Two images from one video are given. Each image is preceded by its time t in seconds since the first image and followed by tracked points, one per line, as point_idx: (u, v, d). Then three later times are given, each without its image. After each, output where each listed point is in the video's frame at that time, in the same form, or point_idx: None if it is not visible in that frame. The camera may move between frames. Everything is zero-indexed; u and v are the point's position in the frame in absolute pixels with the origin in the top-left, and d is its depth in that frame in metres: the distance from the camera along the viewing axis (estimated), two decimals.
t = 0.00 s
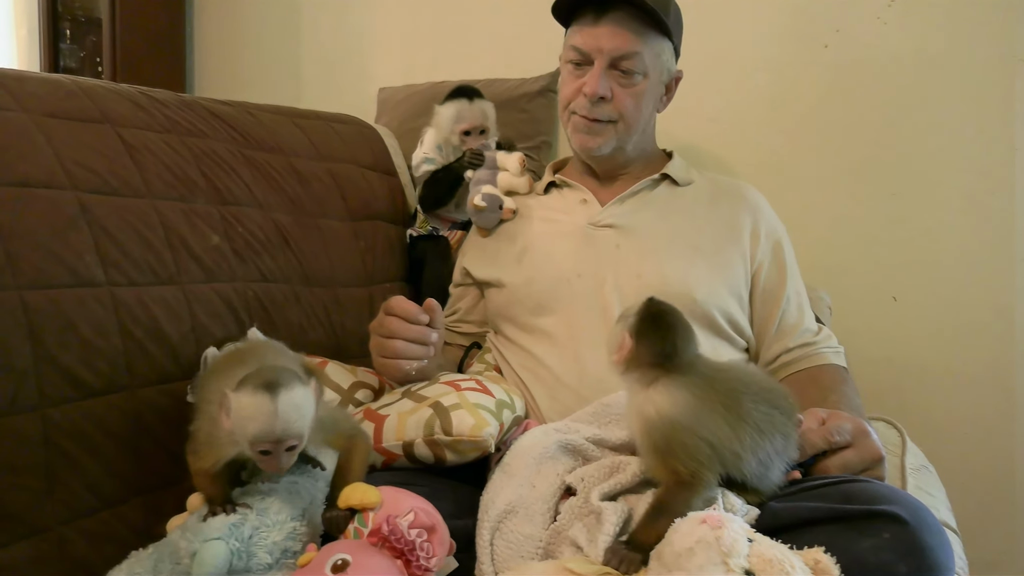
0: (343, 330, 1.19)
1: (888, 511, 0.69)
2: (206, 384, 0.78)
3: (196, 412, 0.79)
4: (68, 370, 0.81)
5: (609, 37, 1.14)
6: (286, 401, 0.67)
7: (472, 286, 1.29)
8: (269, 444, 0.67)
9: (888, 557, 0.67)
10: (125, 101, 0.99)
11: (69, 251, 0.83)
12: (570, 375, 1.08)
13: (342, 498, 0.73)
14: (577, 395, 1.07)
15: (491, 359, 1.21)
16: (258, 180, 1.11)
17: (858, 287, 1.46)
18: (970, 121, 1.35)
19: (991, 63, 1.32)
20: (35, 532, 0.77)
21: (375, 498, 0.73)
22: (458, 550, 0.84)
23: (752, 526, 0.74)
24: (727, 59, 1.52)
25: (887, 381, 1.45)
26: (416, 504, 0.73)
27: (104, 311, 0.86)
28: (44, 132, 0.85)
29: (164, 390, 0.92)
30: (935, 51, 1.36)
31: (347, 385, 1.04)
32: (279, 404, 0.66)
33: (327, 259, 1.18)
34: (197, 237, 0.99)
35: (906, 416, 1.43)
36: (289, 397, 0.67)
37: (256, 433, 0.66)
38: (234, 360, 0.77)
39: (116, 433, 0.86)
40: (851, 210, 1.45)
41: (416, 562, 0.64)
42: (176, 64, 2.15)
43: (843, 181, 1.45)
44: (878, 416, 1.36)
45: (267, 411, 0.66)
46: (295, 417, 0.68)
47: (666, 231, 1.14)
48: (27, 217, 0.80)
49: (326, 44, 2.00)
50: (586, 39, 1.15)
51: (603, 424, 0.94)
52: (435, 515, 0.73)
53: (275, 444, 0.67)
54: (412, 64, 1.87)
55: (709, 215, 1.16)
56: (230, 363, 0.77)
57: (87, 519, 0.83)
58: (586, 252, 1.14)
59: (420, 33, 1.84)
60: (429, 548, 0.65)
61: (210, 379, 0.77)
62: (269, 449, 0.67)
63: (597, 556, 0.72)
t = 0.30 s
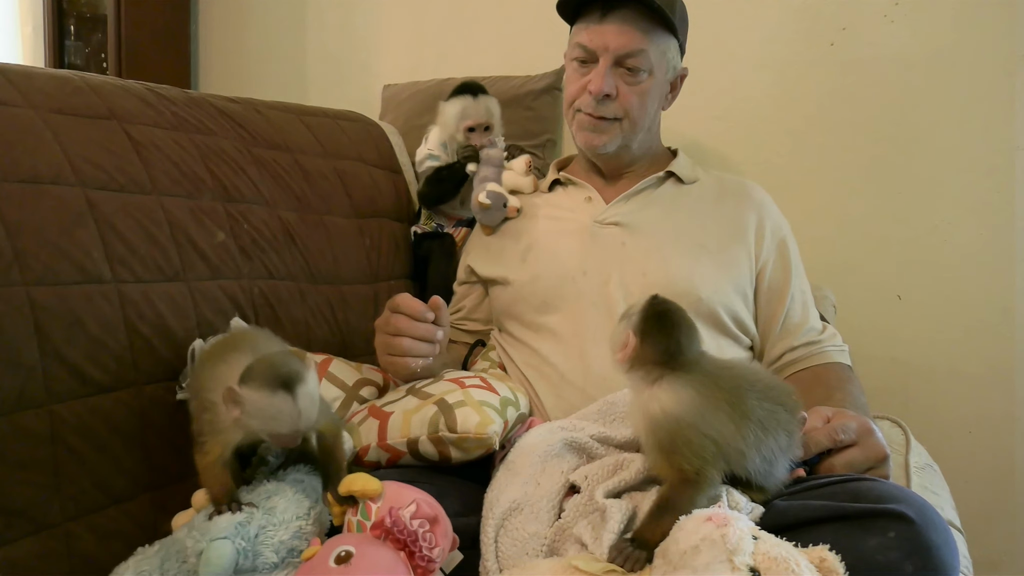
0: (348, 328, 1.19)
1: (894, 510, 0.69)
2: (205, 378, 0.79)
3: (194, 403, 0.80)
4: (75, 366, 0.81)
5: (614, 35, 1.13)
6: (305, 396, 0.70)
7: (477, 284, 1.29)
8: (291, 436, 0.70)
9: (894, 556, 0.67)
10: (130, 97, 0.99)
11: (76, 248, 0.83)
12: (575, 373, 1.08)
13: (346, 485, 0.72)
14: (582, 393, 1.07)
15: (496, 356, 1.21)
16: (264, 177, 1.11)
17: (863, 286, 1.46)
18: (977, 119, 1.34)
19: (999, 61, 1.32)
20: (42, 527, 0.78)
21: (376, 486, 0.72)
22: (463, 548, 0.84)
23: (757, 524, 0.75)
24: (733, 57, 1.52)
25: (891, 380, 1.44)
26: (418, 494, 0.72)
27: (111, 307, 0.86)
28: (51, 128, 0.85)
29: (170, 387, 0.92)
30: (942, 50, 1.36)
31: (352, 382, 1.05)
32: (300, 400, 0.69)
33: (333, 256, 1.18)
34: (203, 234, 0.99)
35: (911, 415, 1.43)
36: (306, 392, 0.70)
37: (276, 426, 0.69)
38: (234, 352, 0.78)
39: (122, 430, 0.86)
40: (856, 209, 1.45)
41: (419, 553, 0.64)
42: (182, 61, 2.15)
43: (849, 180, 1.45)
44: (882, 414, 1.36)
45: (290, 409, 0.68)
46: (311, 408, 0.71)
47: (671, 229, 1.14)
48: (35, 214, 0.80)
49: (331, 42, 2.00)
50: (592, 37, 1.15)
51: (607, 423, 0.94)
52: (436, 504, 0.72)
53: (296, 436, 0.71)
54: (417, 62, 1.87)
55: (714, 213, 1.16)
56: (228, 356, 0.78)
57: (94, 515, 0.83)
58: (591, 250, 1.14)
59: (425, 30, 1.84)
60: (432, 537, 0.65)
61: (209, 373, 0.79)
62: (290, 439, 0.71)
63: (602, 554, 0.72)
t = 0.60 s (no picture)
0: (350, 327, 1.19)
1: (895, 511, 0.69)
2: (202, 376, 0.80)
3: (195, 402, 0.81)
4: (78, 364, 0.82)
5: (617, 35, 1.13)
6: (302, 396, 0.72)
7: (479, 283, 1.29)
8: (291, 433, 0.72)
9: (895, 555, 0.67)
10: (135, 96, 0.99)
11: (80, 246, 0.84)
12: (576, 373, 1.08)
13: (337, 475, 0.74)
14: (582, 393, 1.07)
15: (497, 355, 1.21)
16: (267, 176, 1.11)
17: (864, 288, 1.46)
18: (979, 121, 1.34)
19: (1000, 63, 1.32)
20: (45, 524, 0.78)
21: (362, 474, 0.74)
22: (463, 546, 0.85)
23: (758, 525, 0.75)
24: (735, 58, 1.52)
25: (891, 381, 1.45)
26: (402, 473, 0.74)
27: (114, 305, 0.86)
28: (55, 126, 0.86)
29: (173, 385, 0.92)
30: (943, 51, 1.36)
31: (354, 381, 1.05)
32: (298, 401, 0.71)
33: (335, 255, 1.18)
34: (206, 232, 0.99)
35: (912, 416, 1.43)
36: (303, 392, 0.72)
37: (277, 422, 0.70)
38: (230, 350, 0.79)
39: (125, 428, 0.86)
40: (858, 210, 1.45)
41: (407, 517, 0.64)
42: (185, 60, 2.15)
43: (851, 181, 1.45)
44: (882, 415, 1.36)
45: (290, 410, 0.70)
46: (309, 405, 0.73)
47: (672, 230, 1.14)
48: (40, 212, 0.80)
49: (334, 41, 2.00)
50: (594, 37, 1.15)
51: (608, 422, 0.94)
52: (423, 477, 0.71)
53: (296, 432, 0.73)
54: (420, 62, 1.87)
55: (715, 213, 1.16)
56: (224, 354, 0.79)
57: (97, 512, 0.83)
58: (593, 250, 1.14)
59: (428, 30, 1.85)
60: (419, 499, 0.65)
61: (205, 371, 0.79)
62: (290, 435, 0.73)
63: (604, 555, 0.72)
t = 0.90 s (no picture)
0: (349, 326, 1.19)
1: (893, 511, 0.70)
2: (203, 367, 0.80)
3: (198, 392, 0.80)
4: (78, 362, 0.82)
5: (616, 36, 1.14)
6: (337, 369, 0.78)
7: (478, 283, 1.29)
8: (319, 409, 0.77)
9: (893, 555, 0.67)
10: (135, 95, 0.99)
11: (80, 245, 0.84)
12: (575, 373, 1.09)
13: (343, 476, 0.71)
14: (581, 392, 1.07)
15: (496, 355, 1.21)
16: (266, 175, 1.11)
17: (863, 288, 1.46)
18: (978, 122, 1.35)
19: (999, 64, 1.32)
20: (44, 522, 0.78)
21: (368, 477, 0.71)
22: (462, 546, 0.85)
23: (756, 524, 0.75)
24: (734, 59, 1.52)
25: (890, 381, 1.45)
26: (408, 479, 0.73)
27: (114, 304, 0.86)
28: (55, 125, 0.86)
29: (172, 384, 0.92)
30: (942, 52, 1.36)
31: (353, 379, 1.05)
32: (336, 373, 0.77)
33: (335, 255, 1.19)
34: (206, 231, 0.99)
35: (911, 417, 1.43)
36: (338, 365, 0.79)
37: (309, 398, 0.76)
38: (235, 339, 0.81)
39: (124, 426, 0.86)
40: (857, 211, 1.45)
41: (413, 533, 0.64)
42: (185, 59, 2.16)
43: (850, 181, 1.45)
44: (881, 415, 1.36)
45: (329, 379, 0.77)
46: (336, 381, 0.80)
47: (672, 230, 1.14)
48: (40, 210, 0.81)
49: (334, 41, 2.00)
50: (594, 38, 1.15)
51: (607, 422, 0.94)
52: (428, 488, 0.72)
53: (321, 409, 0.78)
54: (420, 61, 1.87)
55: (715, 213, 1.16)
56: (227, 344, 0.80)
57: (96, 510, 0.83)
58: (592, 251, 1.14)
59: (428, 30, 1.85)
60: (425, 516, 0.66)
61: (207, 360, 0.80)
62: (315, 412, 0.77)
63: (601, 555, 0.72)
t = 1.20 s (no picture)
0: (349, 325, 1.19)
1: (892, 507, 0.70)
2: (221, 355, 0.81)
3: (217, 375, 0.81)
4: (78, 361, 0.82)
5: (615, 34, 1.14)
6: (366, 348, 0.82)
7: (478, 282, 1.30)
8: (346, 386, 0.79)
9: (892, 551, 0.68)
10: (134, 94, 0.99)
11: (80, 243, 0.84)
12: (575, 372, 1.09)
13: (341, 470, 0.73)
14: (581, 390, 1.07)
15: (496, 353, 1.21)
16: (266, 174, 1.11)
17: (863, 286, 1.46)
18: (976, 120, 1.35)
19: (997, 62, 1.32)
20: (44, 520, 0.78)
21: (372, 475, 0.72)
22: (462, 543, 0.85)
23: (756, 520, 0.75)
24: (733, 57, 1.52)
25: (890, 379, 1.45)
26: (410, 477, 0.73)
27: (114, 303, 0.86)
28: (55, 124, 0.86)
29: (172, 382, 0.92)
30: (941, 50, 1.36)
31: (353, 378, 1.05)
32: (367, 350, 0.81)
33: (334, 253, 1.19)
34: (205, 230, 0.99)
35: (910, 414, 1.44)
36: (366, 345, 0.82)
37: (341, 373, 0.78)
38: (256, 326, 0.82)
39: (124, 424, 0.86)
40: (856, 209, 1.45)
41: (414, 531, 0.64)
42: (184, 58, 2.16)
43: (849, 179, 1.45)
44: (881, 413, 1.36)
45: (361, 355, 0.80)
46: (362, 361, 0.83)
47: (672, 228, 1.14)
48: (40, 209, 0.81)
49: (333, 40, 2.00)
50: (593, 37, 1.15)
51: (607, 419, 0.95)
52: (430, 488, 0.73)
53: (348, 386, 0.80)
54: (419, 60, 1.87)
55: (714, 211, 1.16)
56: (247, 331, 0.82)
57: (97, 508, 0.83)
58: (591, 249, 1.14)
59: (427, 29, 1.85)
60: (427, 514, 0.66)
61: (226, 348, 0.81)
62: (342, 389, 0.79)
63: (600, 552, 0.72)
